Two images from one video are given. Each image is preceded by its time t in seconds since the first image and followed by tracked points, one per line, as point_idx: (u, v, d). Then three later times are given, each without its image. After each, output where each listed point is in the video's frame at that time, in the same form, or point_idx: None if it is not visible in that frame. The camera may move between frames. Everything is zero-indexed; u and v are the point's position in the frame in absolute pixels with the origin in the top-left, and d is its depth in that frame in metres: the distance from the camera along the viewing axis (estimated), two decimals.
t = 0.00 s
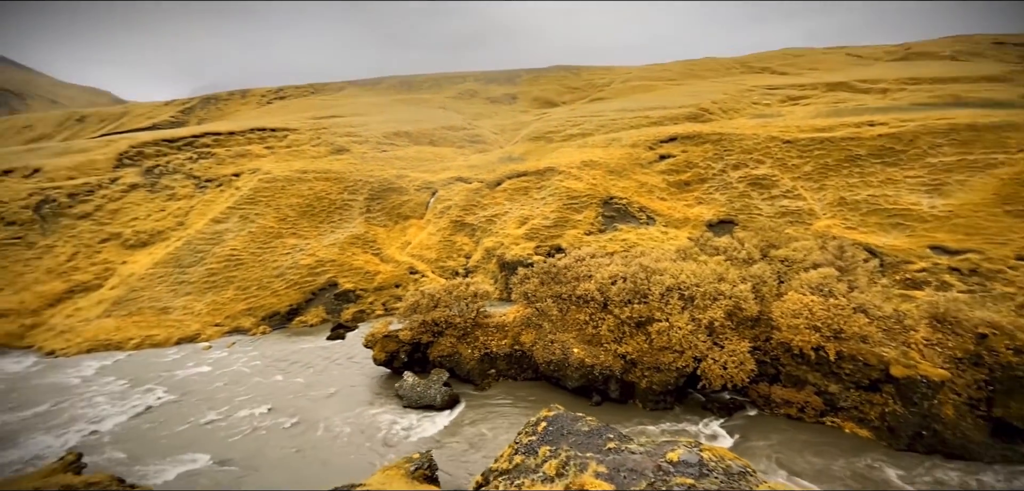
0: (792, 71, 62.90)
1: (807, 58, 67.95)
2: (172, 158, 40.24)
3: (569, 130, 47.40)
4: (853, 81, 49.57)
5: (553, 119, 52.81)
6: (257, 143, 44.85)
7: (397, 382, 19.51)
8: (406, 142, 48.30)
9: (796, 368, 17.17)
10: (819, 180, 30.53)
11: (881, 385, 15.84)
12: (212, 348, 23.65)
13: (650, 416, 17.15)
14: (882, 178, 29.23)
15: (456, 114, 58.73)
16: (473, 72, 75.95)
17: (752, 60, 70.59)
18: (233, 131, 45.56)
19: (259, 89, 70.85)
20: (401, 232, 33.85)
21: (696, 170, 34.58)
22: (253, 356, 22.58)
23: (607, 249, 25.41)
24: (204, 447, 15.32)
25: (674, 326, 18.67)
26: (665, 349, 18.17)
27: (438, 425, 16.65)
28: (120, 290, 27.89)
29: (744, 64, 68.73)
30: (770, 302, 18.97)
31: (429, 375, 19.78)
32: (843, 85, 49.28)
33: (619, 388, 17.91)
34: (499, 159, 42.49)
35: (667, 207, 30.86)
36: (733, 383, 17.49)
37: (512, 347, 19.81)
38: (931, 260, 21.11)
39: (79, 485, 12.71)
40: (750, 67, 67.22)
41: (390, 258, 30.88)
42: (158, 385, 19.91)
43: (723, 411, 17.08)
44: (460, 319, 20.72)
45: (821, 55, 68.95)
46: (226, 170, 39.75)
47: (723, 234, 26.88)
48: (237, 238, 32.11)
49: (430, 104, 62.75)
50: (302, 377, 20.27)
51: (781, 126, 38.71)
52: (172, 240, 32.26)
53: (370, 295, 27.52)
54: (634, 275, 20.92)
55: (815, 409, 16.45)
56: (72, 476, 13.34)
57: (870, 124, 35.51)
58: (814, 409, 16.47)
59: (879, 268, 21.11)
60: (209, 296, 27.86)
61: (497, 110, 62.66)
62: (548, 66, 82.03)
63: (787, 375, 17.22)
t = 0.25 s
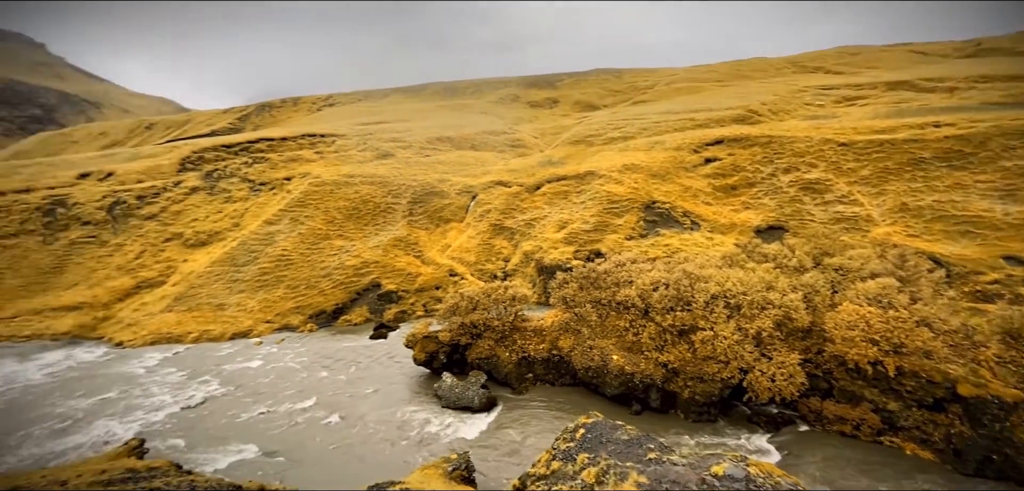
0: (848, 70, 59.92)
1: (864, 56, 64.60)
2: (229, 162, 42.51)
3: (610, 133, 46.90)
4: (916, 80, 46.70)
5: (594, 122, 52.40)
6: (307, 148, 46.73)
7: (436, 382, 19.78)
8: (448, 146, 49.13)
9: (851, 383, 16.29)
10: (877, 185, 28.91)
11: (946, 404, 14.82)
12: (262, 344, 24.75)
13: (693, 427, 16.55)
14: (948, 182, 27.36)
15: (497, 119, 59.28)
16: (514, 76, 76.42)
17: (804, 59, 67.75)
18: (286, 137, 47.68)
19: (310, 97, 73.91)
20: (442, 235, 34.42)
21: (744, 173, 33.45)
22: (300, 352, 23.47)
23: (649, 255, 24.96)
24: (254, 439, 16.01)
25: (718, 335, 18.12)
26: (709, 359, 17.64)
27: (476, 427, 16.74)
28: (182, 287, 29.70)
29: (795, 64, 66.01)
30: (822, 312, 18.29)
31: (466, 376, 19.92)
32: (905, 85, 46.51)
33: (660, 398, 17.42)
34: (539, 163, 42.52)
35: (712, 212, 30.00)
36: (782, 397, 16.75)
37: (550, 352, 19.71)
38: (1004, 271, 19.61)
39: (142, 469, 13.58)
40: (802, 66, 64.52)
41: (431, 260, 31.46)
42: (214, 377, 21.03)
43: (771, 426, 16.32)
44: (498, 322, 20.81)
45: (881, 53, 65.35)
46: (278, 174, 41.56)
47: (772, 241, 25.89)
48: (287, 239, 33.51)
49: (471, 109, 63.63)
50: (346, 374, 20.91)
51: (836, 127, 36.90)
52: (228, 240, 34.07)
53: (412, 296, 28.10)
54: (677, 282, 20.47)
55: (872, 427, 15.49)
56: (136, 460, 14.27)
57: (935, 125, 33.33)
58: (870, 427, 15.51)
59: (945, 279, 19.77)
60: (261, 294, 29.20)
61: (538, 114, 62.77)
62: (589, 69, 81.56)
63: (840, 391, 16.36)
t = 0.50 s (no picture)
0: (903, 68, 56.90)
1: (921, 53, 61.20)
2: (275, 166, 44.24)
3: (648, 136, 46.20)
4: (979, 77, 43.83)
5: (631, 125, 51.71)
6: (348, 153, 48.09)
7: (470, 384, 19.90)
8: (483, 150, 49.55)
9: (905, 399, 15.40)
10: (935, 189, 27.30)
11: (1011, 424, 13.94)
12: (304, 342, 25.60)
13: (732, 438, 15.97)
14: (1016, 186, 25.53)
15: (532, 123, 59.37)
16: (550, 80, 76.32)
17: (854, 57, 64.78)
18: (328, 142, 49.28)
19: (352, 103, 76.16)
20: (477, 238, 34.71)
21: (788, 177, 32.26)
22: (340, 351, 24.14)
23: (687, 260, 24.40)
24: (294, 433, 16.58)
25: (761, 345, 17.55)
26: (750, 369, 17.08)
27: (510, 431, 16.74)
28: (230, 285, 31.10)
29: (845, 62, 63.20)
30: (874, 323, 17.46)
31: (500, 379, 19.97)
32: (967, 82, 43.76)
33: (698, 408, 16.95)
34: (575, 167, 42.31)
35: (754, 217, 29.06)
36: (830, 411, 15.96)
37: (584, 357, 19.54)
38: None
39: (191, 458, 14.28)
40: (852, 64, 61.72)
41: (466, 262, 31.77)
42: (258, 373, 21.92)
43: (817, 441, 15.56)
44: (532, 326, 20.76)
45: (939, 49, 61.72)
46: (321, 177, 42.93)
47: (819, 247, 24.84)
48: (329, 240, 34.56)
49: (507, 113, 64.01)
50: (383, 374, 21.36)
51: (890, 128, 35.08)
52: (274, 241, 35.47)
53: (447, 298, 28.45)
54: (717, 288, 19.94)
55: (928, 446, 14.58)
56: (186, 450, 15.04)
57: (1001, 124, 31.18)
58: (927, 446, 14.60)
59: (1012, 290, 18.46)
60: (303, 293, 30.22)
61: (574, 117, 62.51)
62: (626, 72, 80.60)
63: (894, 406, 15.48)
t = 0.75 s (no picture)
0: (974, 63, 53.03)
1: (995, 47, 56.87)
2: (324, 172, 45.97)
3: (693, 139, 45.06)
4: None
5: (675, 128, 50.57)
6: (392, 158, 49.35)
7: (509, 388, 19.91)
8: (524, 155, 49.70)
9: (977, 421, 14.34)
10: (1012, 193, 25.27)
11: None
12: (349, 341, 26.43)
13: (782, 454, 15.26)
14: None
15: (574, 127, 59.06)
16: (592, 83, 75.72)
17: (918, 53, 60.93)
18: (374, 148, 50.80)
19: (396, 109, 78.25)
20: (517, 242, 34.82)
21: (845, 180, 30.64)
22: (383, 351, 24.73)
23: (734, 267, 23.59)
24: (338, 430, 17.13)
25: (814, 357, 16.66)
26: (802, 382, 16.27)
27: (548, 436, 16.64)
28: (281, 285, 32.52)
29: (908, 58, 59.53)
30: (941, 338, 16.27)
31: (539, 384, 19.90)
32: None
33: (745, 420, 16.34)
34: (616, 170, 41.76)
35: (806, 222, 27.78)
36: (890, 430, 15.01)
37: (625, 365, 19.19)
38: None
39: (244, 450, 15.00)
40: (916, 61, 58.09)
41: (505, 266, 31.93)
42: (306, 370, 22.79)
43: (876, 460, 14.67)
44: (571, 331, 20.55)
45: (1017, 42, 57.15)
46: (367, 182, 44.23)
47: (878, 255, 23.47)
48: (373, 243, 35.52)
49: (548, 118, 64.02)
50: (424, 375, 21.70)
51: (959, 128, 32.73)
52: (322, 244, 36.84)
53: (487, 301, 28.67)
54: (766, 297, 19.13)
55: (1003, 471, 13.57)
56: (239, 441, 15.83)
57: None
58: (1001, 471, 13.60)
59: None
60: (349, 294, 31.19)
61: (615, 120, 61.79)
62: (670, 73, 78.95)
63: (964, 428, 14.41)
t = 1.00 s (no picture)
0: None
1: None
2: (364, 176, 47.22)
3: (735, 141, 43.73)
4: None
5: (715, 129, 49.24)
6: (430, 163, 50.18)
7: (543, 392, 19.79)
8: (560, 158, 49.52)
9: None
10: None
11: None
12: (387, 342, 26.97)
13: (829, 470, 14.43)
14: None
15: (610, 129, 58.43)
16: (629, 85, 74.71)
17: (983, 47, 57.12)
18: (412, 153, 51.82)
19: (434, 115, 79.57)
20: (553, 246, 34.69)
21: (901, 183, 29.00)
22: (418, 352, 25.10)
23: (778, 273, 22.72)
24: (376, 428, 17.50)
25: (866, 369, 15.94)
26: (852, 395, 15.51)
27: (582, 443, 16.42)
28: (323, 286, 33.58)
29: (972, 53, 55.87)
30: (1008, 352, 15.60)
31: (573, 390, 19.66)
32: None
33: (789, 433, 15.55)
34: (654, 173, 41.00)
35: (858, 227, 26.44)
36: (951, 449, 13.99)
37: (662, 372, 18.70)
38: None
39: (287, 444, 15.52)
40: (981, 55, 54.43)
41: (540, 270, 31.85)
42: (345, 369, 23.42)
43: (935, 480, 13.61)
44: (607, 337, 20.26)
45: None
46: (405, 186, 45.09)
47: (938, 262, 22.07)
48: (411, 246, 36.18)
49: (584, 121, 63.59)
50: (459, 377, 21.86)
51: None
52: (362, 246, 37.83)
53: (521, 305, 28.67)
54: (814, 305, 18.59)
55: None
56: (283, 436, 16.40)
57: None
58: None
59: None
60: (387, 296, 31.88)
61: (653, 123, 60.72)
62: (711, 74, 76.99)
63: None
